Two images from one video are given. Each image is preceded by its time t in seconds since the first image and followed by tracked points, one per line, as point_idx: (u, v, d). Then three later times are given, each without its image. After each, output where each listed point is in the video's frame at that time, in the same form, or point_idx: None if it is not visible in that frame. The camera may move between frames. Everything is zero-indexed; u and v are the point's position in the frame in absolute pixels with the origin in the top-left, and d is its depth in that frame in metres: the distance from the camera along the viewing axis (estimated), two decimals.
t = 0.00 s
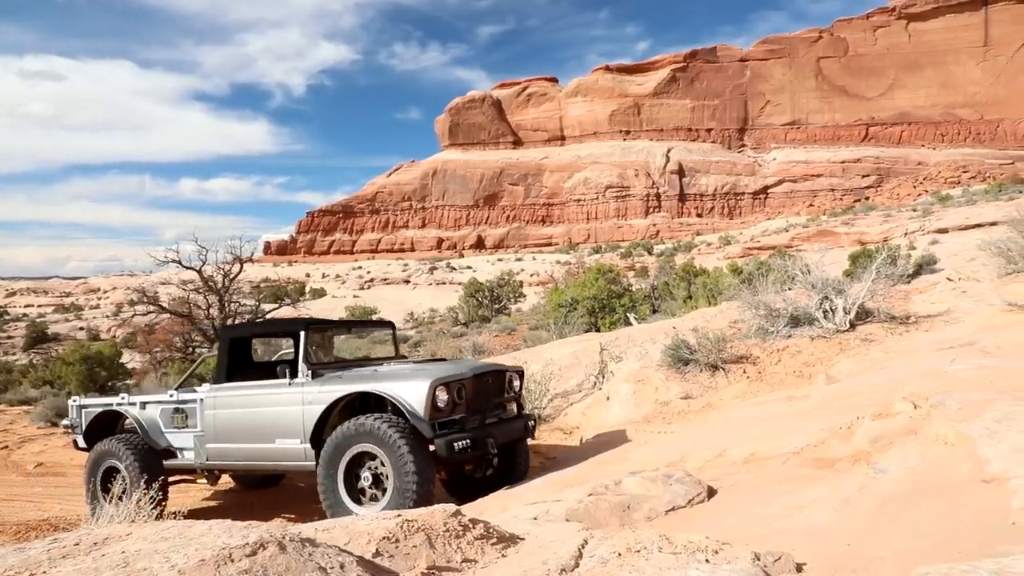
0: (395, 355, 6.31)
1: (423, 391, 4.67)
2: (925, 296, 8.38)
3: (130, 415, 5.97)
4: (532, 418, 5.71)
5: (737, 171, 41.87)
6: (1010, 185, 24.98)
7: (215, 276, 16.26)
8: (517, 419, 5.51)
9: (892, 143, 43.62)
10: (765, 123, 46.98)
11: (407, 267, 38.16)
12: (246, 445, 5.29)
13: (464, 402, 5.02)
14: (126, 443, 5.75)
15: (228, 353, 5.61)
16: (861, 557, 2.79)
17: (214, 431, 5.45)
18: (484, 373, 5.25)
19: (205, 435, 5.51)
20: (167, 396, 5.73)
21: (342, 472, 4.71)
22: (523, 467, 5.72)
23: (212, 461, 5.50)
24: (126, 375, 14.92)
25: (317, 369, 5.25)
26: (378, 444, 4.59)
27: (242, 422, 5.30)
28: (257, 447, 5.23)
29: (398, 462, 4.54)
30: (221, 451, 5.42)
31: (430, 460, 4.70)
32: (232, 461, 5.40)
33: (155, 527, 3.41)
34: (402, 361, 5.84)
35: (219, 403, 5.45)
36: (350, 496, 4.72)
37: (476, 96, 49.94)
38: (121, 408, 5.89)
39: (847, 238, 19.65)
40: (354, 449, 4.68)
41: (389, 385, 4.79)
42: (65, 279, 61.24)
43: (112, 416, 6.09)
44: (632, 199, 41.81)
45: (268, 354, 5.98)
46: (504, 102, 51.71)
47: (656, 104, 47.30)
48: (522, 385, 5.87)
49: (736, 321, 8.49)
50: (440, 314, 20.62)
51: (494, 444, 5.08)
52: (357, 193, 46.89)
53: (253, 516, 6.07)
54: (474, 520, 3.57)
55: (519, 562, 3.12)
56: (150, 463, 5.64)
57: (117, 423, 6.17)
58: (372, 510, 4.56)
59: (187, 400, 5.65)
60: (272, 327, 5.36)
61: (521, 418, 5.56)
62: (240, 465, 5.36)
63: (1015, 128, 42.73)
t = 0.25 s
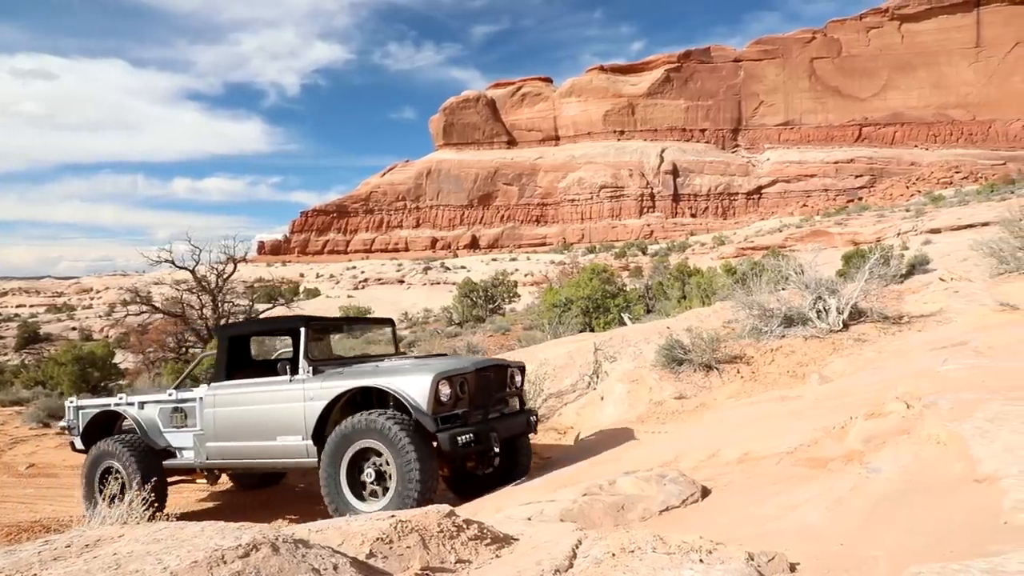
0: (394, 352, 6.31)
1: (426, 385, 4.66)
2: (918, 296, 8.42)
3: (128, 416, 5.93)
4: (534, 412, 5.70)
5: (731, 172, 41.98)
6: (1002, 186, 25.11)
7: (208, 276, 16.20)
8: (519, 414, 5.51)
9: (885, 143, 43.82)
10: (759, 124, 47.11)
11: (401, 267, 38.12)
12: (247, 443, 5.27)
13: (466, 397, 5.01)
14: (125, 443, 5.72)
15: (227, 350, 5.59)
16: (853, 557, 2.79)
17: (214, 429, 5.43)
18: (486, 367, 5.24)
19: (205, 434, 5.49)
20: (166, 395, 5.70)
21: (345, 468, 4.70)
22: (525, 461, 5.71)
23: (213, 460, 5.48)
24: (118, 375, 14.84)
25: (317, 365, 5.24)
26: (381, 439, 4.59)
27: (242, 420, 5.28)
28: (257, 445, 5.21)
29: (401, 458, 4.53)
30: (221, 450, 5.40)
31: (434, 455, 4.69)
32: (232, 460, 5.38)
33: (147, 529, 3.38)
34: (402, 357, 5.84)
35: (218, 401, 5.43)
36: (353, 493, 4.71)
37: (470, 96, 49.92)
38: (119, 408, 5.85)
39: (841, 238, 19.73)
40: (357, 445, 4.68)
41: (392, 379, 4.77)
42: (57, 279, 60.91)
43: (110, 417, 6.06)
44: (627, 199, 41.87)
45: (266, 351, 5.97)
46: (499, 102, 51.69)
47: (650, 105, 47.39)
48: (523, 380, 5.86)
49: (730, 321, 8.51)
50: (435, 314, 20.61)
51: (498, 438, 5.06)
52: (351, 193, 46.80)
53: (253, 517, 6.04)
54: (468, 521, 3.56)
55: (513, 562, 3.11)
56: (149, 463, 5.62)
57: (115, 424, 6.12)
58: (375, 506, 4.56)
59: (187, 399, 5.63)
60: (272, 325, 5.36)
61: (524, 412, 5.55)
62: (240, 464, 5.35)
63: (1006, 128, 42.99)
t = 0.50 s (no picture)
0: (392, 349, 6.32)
1: (429, 378, 4.64)
2: (910, 296, 8.45)
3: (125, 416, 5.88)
4: (536, 406, 5.69)
5: (724, 171, 42.10)
6: (993, 186, 25.25)
7: (201, 276, 16.13)
8: (522, 407, 5.49)
9: (878, 143, 44.01)
10: (752, 124, 47.24)
11: (395, 267, 38.06)
12: (248, 441, 5.24)
13: (469, 390, 5.01)
14: (123, 444, 5.68)
15: (225, 349, 5.53)
16: (846, 557, 2.80)
17: (214, 428, 5.39)
18: (488, 361, 5.23)
19: (205, 433, 5.46)
20: (164, 395, 5.66)
21: (348, 465, 4.70)
22: (527, 456, 5.71)
23: (213, 459, 5.45)
24: (111, 376, 14.75)
25: (318, 362, 5.23)
26: (384, 434, 4.58)
27: (243, 418, 5.25)
28: (259, 444, 5.19)
29: (406, 452, 4.52)
30: (222, 448, 5.37)
31: (438, 449, 4.68)
32: (233, 458, 5.35)
33: (140, 531, 3.36)
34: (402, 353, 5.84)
35: (218, 399, 5.39)
36: (358, 489, 4.70)
37: (464, 95, 49.89)
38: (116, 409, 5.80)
39: (833, 238, 19.82)
40: (360, 441, 4.67)
41: (395, 373, 4.76)
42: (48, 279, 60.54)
43: (107, 418, 6.00)
44: (621, 199, 41.93)
45: (262, 349, 5.93)
46: (493, 102, 51.67)
47: (644, 105, 47.48)
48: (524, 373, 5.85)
49: (723, 321, 8.52)
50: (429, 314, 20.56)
51: (502, 431, 5.05)
52: (345, 193, 46.68)
53: (253, 518, 6.00)
54: (462, 521, 3.55)
55: (507, 563, 3.10)
56: (148, 463, 5.58)
57: (111, 425, 6.07)
58: (381, 502, 4.55)
59: (186, 398, 5.59)
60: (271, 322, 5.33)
61: (526, 406, 5.54)
62: (241, 462, 5.32)
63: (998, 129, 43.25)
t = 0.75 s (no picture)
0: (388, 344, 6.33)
1: (429, 372, 4.64)
2: (904, 296, 8.48)
3: (122, 418, 5.82)
4: (536, 398, 5.68)
5: (719, 172, 42.20)
6: (985, 186, 25.39)
7: (195, 276, 16.05)
8: (522, 399, 5.49)
9: (872, 144, 44.18)
10: (747, 124, 47.36)
11: (390, 267, 38.02)
12: (246, 440, 5.22)
13: (469, 383, 5.01)
14: (120, 446, 5.65)
15: (221, 348, 5.50)
16: (841, 557, 2.79)
17: (212, 428, 5.36)
18: (487, 353, 5.23)
19: (203, 433, 5.42)
20: (161, 396, 5.61)
21: (349, 460, 4.69)
22: (528, 449, 5.71)
23: (212, 459, 5.43)
24: (104, 376, 14.67)
25: (316, 359, 5.22)
26: (385, 429, 4.57)
27: (241, 418, 5.23)
28: (257, 442, 5.17)
29: (407, 446, 4.51)
30: (221, 448, 5.34)
31: (439, 443, 4.67)
32: (232, 457, 5.32)
33: (133, 533, 3.34)
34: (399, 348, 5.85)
35: (216, 399, 5.36)
36: (360, 485, 4.69)
37: (459, 95, 49.86)
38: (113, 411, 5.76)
39: (827, 238, 19.89)
40: (360, 437, 4.65)
41: (394, 367, 4.75)
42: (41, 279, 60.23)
43: (104, 421, 5.96)
44: (615, 199, 41.98)
45: (258, 347, 5.91)
46: (487, 102, 51.66)
47: (639, 105, 47.55)
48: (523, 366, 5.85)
49: (718, 321, 8.54)
50: (424, 314, 20.55)
51: (503, 423, 5.05)
52: (339, 193, 46.59)
53: (253, 519, 5.97)
54: (457, 522, 3.53)
55: (502, 564, 3.10)
56: (146, 465, 5.54)
57: (108, 427, 6.02)
58: (383, 498, 4.53)
59: (183, 398, 5.54)
60: (267, 319, 5.31)
61: (526, 398, 5.54)
62: (241, 462, 5.30)
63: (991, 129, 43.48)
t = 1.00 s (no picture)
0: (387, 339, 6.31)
1: (432, 366, 4.64)
2: (898, 296, 8.51)
3: (120, 421, 5.79)
4: (538, 393, 5.68)
5: (714, 172, 42.31)
6: (979, 187, 25.53)
7: (189, 276, 16.02)
8: (525, 393, 5.48)
9: (866, 144, 44.34)
10: (741, 124, 47.48)
11: (386, 267, 38.01)
12: (247, 439, 5.19)
13: (472, 377, 5.00)
14: (120, 448, 5.62)
15: (220, 347, 5.49)
16: (835, 557, 2.80)
17: (212, 429, 5.34)
18: (490, 347, 5.24)
19: (202, 433, 5.40)
20: (159, 397, 5.59)
21: (353, 457, 4.67)
22: (531, 444, 5.71)
23: (213, 459, 5.40)
24: (98, 377, 14.60)
25: (316, 355, 5.20)
26: (388, 424, 4.56)
27: (242, 417, 5.20)
28: (258, 441, 5.14)
29: (412, 440, 4.50)
30: (221, 448, 5.31)
31: (443, 437, 4.67)
32: (232, 457, 5.29)
33: (128, 535, 3.32)
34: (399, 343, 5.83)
35: (216, 399, 5.33)
36: (364, 482, 4.68)
37: (454, 96, 49.83)
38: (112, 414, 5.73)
39: (822, 239, 19.98)
40: (364, 433, 4.64)
41: (396, 362, 4.74)
42: (35, 279, 59.93)
43: (102, 423, 5.93)
44: (611, 199, 42.02)
45: (255, 346, 5.89)
46: (483, 102, 51.65)
47: (634, 105, 47.63)
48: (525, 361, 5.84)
49: (713, 321, 8.56)
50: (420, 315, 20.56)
51: (507, 417, 5.04)
52: (334, 193, 46.52)
53: (253, 522, 5.93)
54: (452, 523, 3.51)
55: (498, 565, 3.09)
56: (146, 468, 5.52)
57: (106, 429, 5.99)
58: (389, 494, 4.52)
59: (182, 399, 5.52)
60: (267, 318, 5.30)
61: (529, 392, 5.53)
62: (242, 461, 5.27)
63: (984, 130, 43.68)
